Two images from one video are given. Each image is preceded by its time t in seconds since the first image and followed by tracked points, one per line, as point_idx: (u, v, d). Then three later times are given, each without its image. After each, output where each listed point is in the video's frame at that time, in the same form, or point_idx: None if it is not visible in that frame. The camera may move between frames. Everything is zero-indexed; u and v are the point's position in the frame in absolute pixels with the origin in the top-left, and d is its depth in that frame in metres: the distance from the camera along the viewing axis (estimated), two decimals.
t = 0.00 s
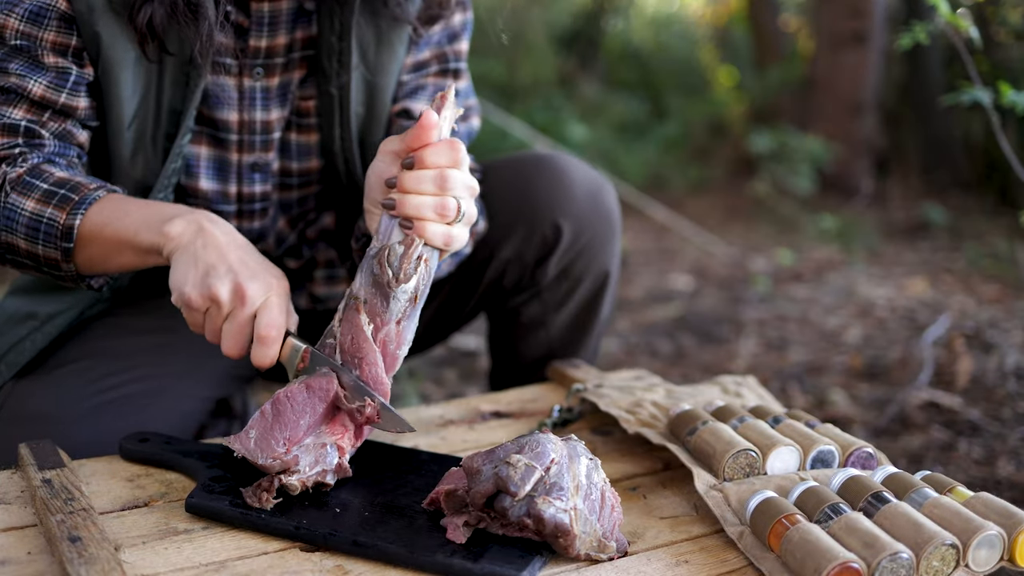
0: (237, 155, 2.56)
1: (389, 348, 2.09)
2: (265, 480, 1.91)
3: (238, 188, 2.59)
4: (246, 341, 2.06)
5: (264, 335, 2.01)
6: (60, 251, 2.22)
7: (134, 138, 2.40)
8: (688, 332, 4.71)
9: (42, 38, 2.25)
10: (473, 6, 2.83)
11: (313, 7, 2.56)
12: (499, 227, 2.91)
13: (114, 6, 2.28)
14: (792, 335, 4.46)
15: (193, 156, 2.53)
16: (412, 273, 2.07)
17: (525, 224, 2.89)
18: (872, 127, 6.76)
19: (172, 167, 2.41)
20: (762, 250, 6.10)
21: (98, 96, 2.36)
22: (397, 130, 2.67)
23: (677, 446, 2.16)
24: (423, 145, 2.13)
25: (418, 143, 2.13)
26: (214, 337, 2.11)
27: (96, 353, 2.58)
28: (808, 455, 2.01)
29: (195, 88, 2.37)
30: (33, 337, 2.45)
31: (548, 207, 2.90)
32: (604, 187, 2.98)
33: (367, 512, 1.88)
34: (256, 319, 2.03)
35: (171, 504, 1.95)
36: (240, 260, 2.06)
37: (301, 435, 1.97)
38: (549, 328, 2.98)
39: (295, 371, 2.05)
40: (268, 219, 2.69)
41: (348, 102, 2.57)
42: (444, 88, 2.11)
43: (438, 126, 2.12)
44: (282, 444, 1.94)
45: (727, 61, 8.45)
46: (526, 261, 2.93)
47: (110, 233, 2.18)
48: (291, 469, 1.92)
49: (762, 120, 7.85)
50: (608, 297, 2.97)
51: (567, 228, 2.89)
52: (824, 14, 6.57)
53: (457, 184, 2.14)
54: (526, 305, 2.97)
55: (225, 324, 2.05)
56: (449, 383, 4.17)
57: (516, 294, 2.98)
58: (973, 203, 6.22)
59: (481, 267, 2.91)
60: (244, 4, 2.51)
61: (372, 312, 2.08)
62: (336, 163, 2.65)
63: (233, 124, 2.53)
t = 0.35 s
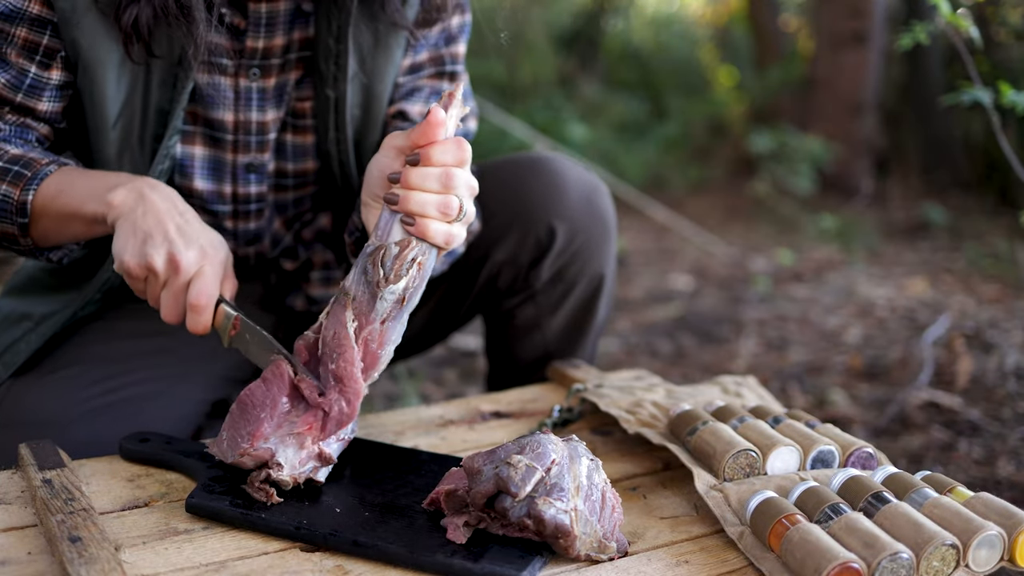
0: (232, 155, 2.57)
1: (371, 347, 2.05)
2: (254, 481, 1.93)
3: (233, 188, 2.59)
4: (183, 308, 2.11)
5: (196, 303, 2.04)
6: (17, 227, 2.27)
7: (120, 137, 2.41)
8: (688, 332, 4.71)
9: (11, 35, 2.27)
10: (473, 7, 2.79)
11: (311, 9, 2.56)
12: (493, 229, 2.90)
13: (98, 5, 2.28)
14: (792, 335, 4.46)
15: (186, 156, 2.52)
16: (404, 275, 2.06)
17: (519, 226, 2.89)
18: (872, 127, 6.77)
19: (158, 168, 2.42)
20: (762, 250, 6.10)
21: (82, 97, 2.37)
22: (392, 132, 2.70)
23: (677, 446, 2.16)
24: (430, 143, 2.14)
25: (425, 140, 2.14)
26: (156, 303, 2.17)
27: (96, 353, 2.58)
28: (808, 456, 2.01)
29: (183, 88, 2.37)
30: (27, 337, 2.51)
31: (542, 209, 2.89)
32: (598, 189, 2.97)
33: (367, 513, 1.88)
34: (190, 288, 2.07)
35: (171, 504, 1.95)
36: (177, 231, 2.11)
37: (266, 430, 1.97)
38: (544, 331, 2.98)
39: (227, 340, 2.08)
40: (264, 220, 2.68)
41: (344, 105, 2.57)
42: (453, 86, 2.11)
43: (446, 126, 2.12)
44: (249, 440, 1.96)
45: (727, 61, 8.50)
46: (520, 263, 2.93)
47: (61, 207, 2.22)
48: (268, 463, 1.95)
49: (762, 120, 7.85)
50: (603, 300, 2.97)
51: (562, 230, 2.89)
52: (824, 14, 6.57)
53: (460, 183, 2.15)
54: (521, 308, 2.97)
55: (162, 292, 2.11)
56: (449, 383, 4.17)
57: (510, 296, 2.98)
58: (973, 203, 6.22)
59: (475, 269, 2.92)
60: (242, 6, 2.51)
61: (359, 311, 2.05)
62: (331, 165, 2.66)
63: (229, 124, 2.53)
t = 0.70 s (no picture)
0: (238, 151, 2.56)
1: (408, 340, 2.07)
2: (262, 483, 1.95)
3: (239, 184, 2.59)
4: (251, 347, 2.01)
5: (266, 342, 1.94)
6: (69, 253, 2.21)
7: (137, 135, 2.41)
8: (688, 332, 4.71)
9: (50, 37, 2.25)
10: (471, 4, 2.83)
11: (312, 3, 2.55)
12: (498, 227, 2.89)
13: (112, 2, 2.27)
14: (792, 335, 4.46)
15: (194, 152, 2.54)
16: (438, 268, 2.07)
17: (525, 224, 2.88)
18: (872, 127, 6.77)
19: (175, 164, 2.42)
20: (762, 250, 6.10)
21: (103, 92, 2.36)
22: (394, 126, 2.71)
23: (677, 446, 2.17)
24: (449, 138, 2.15)
25: (445, 135, 2.15)
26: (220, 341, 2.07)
27: (96, 354, 2.58)
28: (808, 456, 2.02)
29: (197, 84, 2.38)
30: (33, 334, 2.45)
31: (547, 207, 2.88)
32: (603, 188, 2.97)
33: (369, 512, 1.88)
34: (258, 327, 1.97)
35: (171, 504, 1.95)
36: (242, 267, 2.01)
37: (321, 436, 1.95)
38: (547, 330, 2.99)
39: (298, 378, 2.00)
40: (270, 215, 2.68)
41: (346, 99, 2.59)
42: (469, 80, 2.11)
43: (465, 120, 2.13)
44: (303, 445, 1.94)
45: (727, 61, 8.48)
46: (525, 262, 2.92)
47: (116, 236, 2.16)
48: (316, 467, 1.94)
49: (762, 120, 7.85)
50: (606, 298, 2.98)
51: (567, 228, 2.88)
52: (824, 15, 6.57)
53: (480, 176, 2.16)
54: (525, 306, 2.97)
55: (229, 330, 2.02)
56: (450, 383, 4.17)
57: (515, 294, 2.98)
58: (973, 203, 6.22)
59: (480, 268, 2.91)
60: None
61: (395, 304, 2.05)
62: (334, 160, 2.67)
63: (234, 120, 2.53)
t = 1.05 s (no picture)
0: (240, 148, 2.57)
1: (400, 338, 2.06)
2: (263, 484, 1.94)
3: (240, 182, 2.60)
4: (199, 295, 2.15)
5: (212, 292, 2.08)
6: (47, 220, 2.28)
7: (132, 129, 2.40)
8: (688, 332, 4.71)
9: (30, 34, 2.27)
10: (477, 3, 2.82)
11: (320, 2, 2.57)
12: (499, 229, 2.89)
13: None
14: (793, 336, 4.47)
15: (195, 149, 2.53)
16: (435, 267, 2.07)
17: (525, 226, 2.87)
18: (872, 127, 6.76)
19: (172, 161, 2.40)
20: (762, 251, 6.11)
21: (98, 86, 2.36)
22: (399, 126, 2.69)
23: (677, 446, 2.17)
24: (456, 137, 2.16)
25: (451, 134, 2.17)
26: (172, 287, 2.20)
27: (97, 354, 2.58)
28: (809, 456, 2.02)
29: (196, 79, 2.36)
30: (35, 332, 2.42)
31: (548, 209, 2.88)
32: (604, 189, 2.97)
33: (369, 512, 1.88)
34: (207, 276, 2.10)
35: (171, 504, 1.95)
36: (197, 216, 2.13)
37: (297, 422, 1.96)
38: (548, 331, 2.99)
39: (238, 330, 2.12)
40: (271, 214, 2.68)
41: (352, 97, 2.58)
42: (478, 81, 2.12)
43: (472, 120, 2.14)
44: (279, 436, 1.95)
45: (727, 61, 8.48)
46: (526, 264, 2.92)
47: (85, 197, 2.22)
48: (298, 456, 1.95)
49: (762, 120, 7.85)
50: (607, 300, 2.98)
51: (568, 230, 2.88)
52: (824, 15, 6.57)
53: (483, 177, 2.17)
54: (526, 307, 2.97)
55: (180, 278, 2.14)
56: (450, 383, 4.18)
57: (516, 296, 2.98)
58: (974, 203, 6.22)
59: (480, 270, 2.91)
60: None
61: (388, 301, 2.04)
62: (338, 159, 2.66)
63: (237, 117, 2.53)
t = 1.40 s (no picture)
0: (242, 148, 2.57)
1: (404, 339, 2.07)
2: (264, 483, 1.95)
3: (242, 182, 2.60)
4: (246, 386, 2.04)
5: (264, 383, 1.97)
6: (74, 262, 2.23)
7: (141, 130, 2.40)
8: (688, 332, 4.71)
9: (53, 34, 2.25)
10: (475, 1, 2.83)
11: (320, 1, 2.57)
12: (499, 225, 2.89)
13: None
14: (793, 336, 4.47)
15: (197, 151, 2.55)
16: (430, 267, 2.06)
17: (525, 222, 2.87)
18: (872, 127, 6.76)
19: (175, 160, 2.42)
20: (762, 251, 6.11)
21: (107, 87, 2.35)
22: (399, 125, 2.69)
23: (677, 446, 2.17)
24: (441, 137, 2.14)
25: (437, 134, 2.15)
26: (215, 377, 2.10)
27: (96, 354, 2.58)
28: (808, 456, 2.02)
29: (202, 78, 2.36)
30: (35, 331, 2.46)
31: (548, 205, 2.87)
32: (604, 187, 2.97)
33: (369, 513, 1.88)
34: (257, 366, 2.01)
35: (172, 504, 1.95)
36: (247, 306, 2.05)
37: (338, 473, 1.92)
38: (549, 328, 2.99)
39: (290, 420, 2.03)
40: (272, 213, 2.68)
41: (354, 96, 2.59)
42: (462, 79, 2.11)
43: (457, 119, 2.13)
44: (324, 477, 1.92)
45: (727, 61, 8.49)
46: (526, 260, 2.92)
47: (125, 256, 2.19)
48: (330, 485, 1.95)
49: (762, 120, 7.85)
50: (607, 297, 2.98)
51: (567, 226, 2.88)
52: (824, 14, 6.57)
53: (471, 176, 2.16)
54: (526, 303, 2.97)
55: (226, 367, 2.05)
56: (450, 383, 4.18)
57: (516, 293, 2.98)
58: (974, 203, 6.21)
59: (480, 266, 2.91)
60: None
61: (388, 304, 2.05)
62: (341, 158, 2.66)
63: (239, 118, 2.53)
